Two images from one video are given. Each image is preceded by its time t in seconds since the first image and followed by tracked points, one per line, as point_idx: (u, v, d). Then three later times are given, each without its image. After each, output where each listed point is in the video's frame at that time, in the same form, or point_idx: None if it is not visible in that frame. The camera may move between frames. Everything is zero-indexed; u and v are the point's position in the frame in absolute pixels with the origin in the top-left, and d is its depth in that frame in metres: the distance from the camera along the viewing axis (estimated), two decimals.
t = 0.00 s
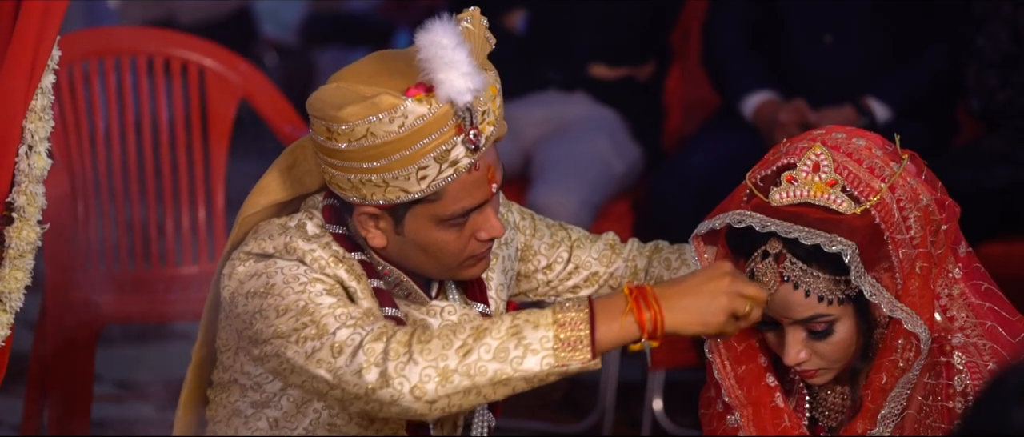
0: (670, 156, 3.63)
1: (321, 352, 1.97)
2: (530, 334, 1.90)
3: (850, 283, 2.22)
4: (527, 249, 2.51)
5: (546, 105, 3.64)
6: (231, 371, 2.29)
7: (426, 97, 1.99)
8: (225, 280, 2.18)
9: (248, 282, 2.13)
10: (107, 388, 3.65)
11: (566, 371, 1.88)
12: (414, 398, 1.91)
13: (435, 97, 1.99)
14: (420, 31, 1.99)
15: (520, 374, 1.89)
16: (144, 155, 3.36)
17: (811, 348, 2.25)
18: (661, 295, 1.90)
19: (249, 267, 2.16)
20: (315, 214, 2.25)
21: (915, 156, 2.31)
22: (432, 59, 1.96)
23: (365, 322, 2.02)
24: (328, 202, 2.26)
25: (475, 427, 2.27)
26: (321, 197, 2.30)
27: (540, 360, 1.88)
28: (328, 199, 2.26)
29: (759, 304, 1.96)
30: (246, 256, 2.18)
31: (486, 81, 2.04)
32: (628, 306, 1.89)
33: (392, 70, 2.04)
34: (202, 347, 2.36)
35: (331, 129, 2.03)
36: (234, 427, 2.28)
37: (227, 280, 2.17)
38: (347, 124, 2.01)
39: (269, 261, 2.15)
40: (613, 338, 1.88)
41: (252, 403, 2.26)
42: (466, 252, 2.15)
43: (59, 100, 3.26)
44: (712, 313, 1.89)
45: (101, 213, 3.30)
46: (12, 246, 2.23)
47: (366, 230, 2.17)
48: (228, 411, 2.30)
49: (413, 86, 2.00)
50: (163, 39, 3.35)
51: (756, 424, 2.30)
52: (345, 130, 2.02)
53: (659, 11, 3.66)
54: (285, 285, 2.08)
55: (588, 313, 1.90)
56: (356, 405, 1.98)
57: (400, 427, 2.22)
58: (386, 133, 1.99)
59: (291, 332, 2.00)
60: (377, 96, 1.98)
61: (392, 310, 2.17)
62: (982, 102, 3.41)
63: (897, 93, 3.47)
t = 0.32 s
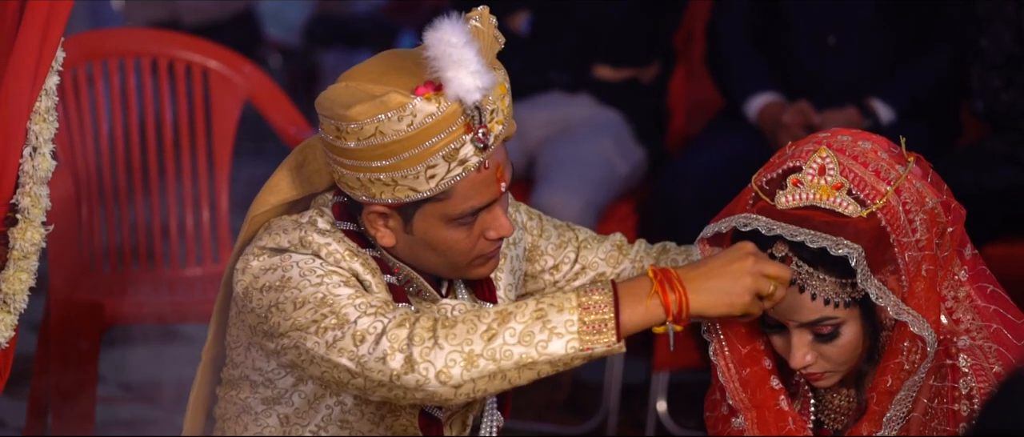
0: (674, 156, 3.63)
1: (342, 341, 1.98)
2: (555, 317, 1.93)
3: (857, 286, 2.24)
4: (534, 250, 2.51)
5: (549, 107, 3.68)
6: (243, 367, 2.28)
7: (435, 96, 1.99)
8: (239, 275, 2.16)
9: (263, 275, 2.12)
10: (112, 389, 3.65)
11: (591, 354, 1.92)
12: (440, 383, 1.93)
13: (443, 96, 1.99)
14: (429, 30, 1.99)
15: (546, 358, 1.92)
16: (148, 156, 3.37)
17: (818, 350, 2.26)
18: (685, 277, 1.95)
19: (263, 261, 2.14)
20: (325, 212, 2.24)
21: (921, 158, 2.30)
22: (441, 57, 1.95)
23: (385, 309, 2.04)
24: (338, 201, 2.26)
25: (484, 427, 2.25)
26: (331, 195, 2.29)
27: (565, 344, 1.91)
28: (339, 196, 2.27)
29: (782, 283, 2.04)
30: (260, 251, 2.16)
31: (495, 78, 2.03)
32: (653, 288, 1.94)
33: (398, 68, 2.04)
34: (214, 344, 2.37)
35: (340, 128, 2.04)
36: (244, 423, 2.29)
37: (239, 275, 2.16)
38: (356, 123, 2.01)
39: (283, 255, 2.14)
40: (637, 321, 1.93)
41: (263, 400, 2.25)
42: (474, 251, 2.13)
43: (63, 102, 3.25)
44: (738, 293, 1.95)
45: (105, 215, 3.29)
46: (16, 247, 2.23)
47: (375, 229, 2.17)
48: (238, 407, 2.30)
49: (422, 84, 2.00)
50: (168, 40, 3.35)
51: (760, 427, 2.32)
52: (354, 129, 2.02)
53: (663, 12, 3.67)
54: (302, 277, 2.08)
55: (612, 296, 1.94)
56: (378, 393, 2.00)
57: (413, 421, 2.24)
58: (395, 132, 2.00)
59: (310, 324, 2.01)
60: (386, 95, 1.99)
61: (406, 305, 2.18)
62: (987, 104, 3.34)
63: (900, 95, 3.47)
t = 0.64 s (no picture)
0: (675, 158, 3.63)
1: (349, 344, 1.98)
2: (562, 321, 1.93)
3: (860, 289, 2.24)
4: (537, 251, 2.51)
5: (548, 108, 3.69)
6: (246, 368, 2.28)
7: (438, 98, 1.99)
8: (244, 275, 2.15)
9: (268, 277, 2.12)
10: (113, 391, 3.65)
11: (597, 357, 1.92)
12: (446, 385, 1.93)
13: (447, 98, 1.99)
14: (433, 32, 1.98)
15: (552, 361, 1.92)
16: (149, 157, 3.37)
17: (821, 354, 2.26)
18: (691, 280, 1.96)
19: (268, 262, 2.14)
20: (329, 213, 2.24)
21: (925, 161, 2.30)
22: (445, 60, 1.95)
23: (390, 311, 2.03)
24: (341, 203, 2.24)
25: (486, 429, 2.25)
26: (336, 196, 2.30)
27: (571, 347, 1.91)
28: (342, 197, 2.25)
29: (789, 285, 2.01)
30: (265, 251, 2.16)
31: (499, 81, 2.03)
32: (660, 291, 1.94)
33: (402, 70, 2.04)
34: (218, 344, 2.36)
35: (344, 130, 2.04)
36: (247, 424, 2.29)
37: (245, 275, 2.15)
38: (359, 125, 2.01)
39: (288, 257, 2.14)
40: (644, 323, 1.93)
41: (266, 401, 2.25)
42: (477, 254, 2.14)
43: (64, 103, 3.25)
44: (745, 296, 1.95)
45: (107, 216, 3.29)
46: (17, 249, 2.23)
47: (378, 230, 2.17)
48: (241, 408, 2.30)
49: (425, 86, 2.00)
50: (171, 42, 3.35)
51: (761, 428, 2.32)
52: (357, 131, 2.02)
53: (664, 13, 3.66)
54: (307, 278, 2.07)
55: (619, 299, 1.94)
56: (385, 395, 2.00)
57: (416, 422, 2.26)
58: (398, 134, 2.00)
59: (316, 325, 2.01)
60: (390, 97, 1.99)
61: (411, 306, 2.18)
62: (988, 105, 3.34)
63: (902, 96, 3.48)
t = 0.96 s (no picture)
0: (676, 160, 3.63)
1: (356, 348, 1.98)
2: (571, 328, 1.93)
3: (862, 292, 2.23)
4: (539, 253, 2.51)
5: (550, 110, 3.68)
6: (249, 370, 2.27)
7: (439, 102, 1.99)
8: (248, 278, 2.14)
9: (273, 279, 2.11)
10: (114, 393, 3.65)
11: (606, 365, 1.92)
12: (455, 391, 1.93)
13: (447, 101, 1.99)
14: (433, 36, 1.99)
15: (561, 369, 1.92)
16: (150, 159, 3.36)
17: (821, 356, 2.26)
18: (701, 290, 1.95)
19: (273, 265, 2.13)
20: (332, 215, 2.24)
21: (925, 163, 2.30)
22: (445, 63, 1.95)
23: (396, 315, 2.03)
24: (345, 206, 2.25)
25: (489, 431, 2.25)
26: (337, 199, 2.29)
27: (581, 355, 1.91)
28: (345, 200, 2.26)
29: (798, 293, 2.03)
30: (269, 253, 2.15)
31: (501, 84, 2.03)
32: (671, 300, 1.94)
33: (403, 73, 2.04)
34: (220, 345, 2.36)
35: (345, 133, 2.04)
36: (249, 426, 2.29)
37: (249, 278, 2.14)
38: (360, 128, 2.01)
39: (292, 259, 2.13)
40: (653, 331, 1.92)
41: (269, 403, 2.25)
42: (480, 256, 2.13)
43: (65, 105, 3.25)
44: (755, 306, 1.95)
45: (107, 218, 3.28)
46: (18, 251, 2.23)
47: (381, 233, 2.17)
48: (243, 409, 2.30)
49: (426, 89, 2.00)
50: (170, 44, 3.34)
51: (761, 431, 2.31)
52: (358, 134, 2.02)
53: (665, 15, 3.66)
54: (313, 282, 2.07)
55: (629, 308, 1.93)
56: (392, 399, 2.00)
57: (419, 425, 2.24)
58: (399, 137, 2.00)
59: (323, 329, 2.00)
60: (390, 100, 1.99)
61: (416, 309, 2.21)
62: (989, 106, 3.34)
63: (903, 98, 3.48)
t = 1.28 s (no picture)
0: (676, 161, 3.63)
1: (358, 351, 1.98)
2: (570, 330, 1.93)
3: (860, 293, 2.23)
4: (540, 255, 2.51)
5: (550, 111, 3.69)
6: (251, 372, 2.27)
7: (444, 104, 1.99)
8: (251, 280, 2.15)
9: (276, 281, 2.11)
10: (114, 394, 3.66)
11: (606, 366, 1.91)
12: (456, 395, 1.93)
13: (452, 103, 1.99)
14: (439, 39, 1.98)
15: (562, 371, 1.91)
16: (150, 161, 3.36)
17: (820, 357, 2.26)
18: (699, 287, 1.95)
19: (275, 267, 2.14)
20: (335, 217, 2.25)
21: (925, 164, 2.30)
22: (450, 66, 1.95)
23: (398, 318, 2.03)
24: (347, 207, 2.25)
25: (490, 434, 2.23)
26: (340, 200, 2.30)
27: (581, 356, 1.91)
28: (347, 202, 2.26)
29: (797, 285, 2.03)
30: (272, 255, 2.16)
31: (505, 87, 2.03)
32: (669, 299, 1.94)
33: (407, 75, 2.05)
34: (222, 347, 2.36)
35: (349, 135, 2.05)
36: (251, 427, 2.28)
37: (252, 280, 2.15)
38: (365, 130, 2.02)
39: (295, 262, 2.13)
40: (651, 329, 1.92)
41: (270, 404, 2.25)
42: (483, 258, 2.13)
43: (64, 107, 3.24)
44: (754, 301, 1.94)
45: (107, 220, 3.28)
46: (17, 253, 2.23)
47: (383, 234, 2.17)
48: (245, 411, 2.30)
49: (431, 92, 2.00)
50: (169, 45, 3.35)
51: (761, 432, 2.31)
52: (363, 136, 2.03)
53: (664, 16, 3.66)
54: (315, 284, 2.07)
55: (628, 306, 1.93)
56: (393, 402, 2.00)
57: (420, 428, 2.24)
58: (404, 140, 2.00)
59: (325, 332, 2.01)
60: (396, 103, 1.99)
61: (416, 310, 2.20)
62: (988, 107, 3.33)
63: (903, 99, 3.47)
